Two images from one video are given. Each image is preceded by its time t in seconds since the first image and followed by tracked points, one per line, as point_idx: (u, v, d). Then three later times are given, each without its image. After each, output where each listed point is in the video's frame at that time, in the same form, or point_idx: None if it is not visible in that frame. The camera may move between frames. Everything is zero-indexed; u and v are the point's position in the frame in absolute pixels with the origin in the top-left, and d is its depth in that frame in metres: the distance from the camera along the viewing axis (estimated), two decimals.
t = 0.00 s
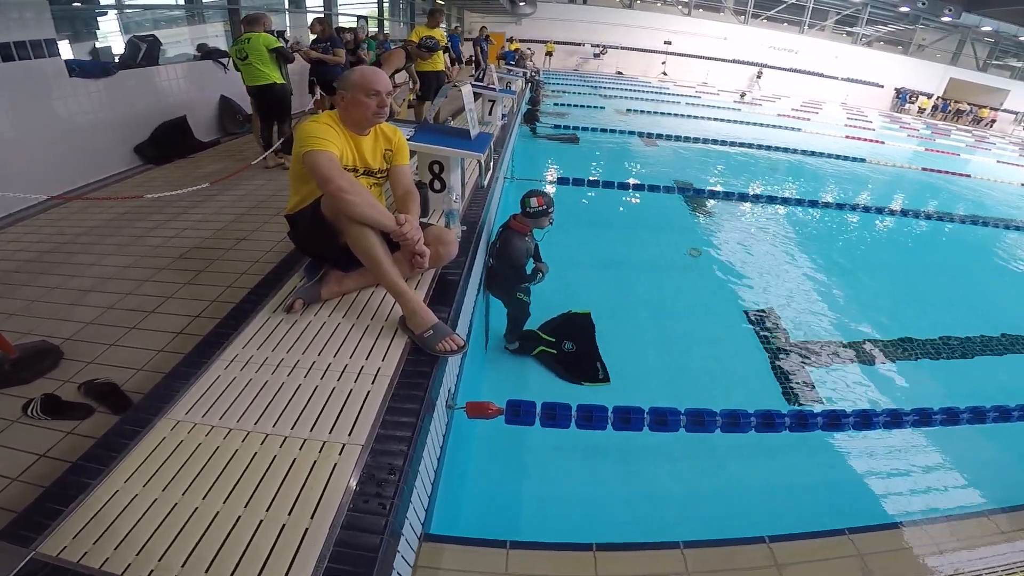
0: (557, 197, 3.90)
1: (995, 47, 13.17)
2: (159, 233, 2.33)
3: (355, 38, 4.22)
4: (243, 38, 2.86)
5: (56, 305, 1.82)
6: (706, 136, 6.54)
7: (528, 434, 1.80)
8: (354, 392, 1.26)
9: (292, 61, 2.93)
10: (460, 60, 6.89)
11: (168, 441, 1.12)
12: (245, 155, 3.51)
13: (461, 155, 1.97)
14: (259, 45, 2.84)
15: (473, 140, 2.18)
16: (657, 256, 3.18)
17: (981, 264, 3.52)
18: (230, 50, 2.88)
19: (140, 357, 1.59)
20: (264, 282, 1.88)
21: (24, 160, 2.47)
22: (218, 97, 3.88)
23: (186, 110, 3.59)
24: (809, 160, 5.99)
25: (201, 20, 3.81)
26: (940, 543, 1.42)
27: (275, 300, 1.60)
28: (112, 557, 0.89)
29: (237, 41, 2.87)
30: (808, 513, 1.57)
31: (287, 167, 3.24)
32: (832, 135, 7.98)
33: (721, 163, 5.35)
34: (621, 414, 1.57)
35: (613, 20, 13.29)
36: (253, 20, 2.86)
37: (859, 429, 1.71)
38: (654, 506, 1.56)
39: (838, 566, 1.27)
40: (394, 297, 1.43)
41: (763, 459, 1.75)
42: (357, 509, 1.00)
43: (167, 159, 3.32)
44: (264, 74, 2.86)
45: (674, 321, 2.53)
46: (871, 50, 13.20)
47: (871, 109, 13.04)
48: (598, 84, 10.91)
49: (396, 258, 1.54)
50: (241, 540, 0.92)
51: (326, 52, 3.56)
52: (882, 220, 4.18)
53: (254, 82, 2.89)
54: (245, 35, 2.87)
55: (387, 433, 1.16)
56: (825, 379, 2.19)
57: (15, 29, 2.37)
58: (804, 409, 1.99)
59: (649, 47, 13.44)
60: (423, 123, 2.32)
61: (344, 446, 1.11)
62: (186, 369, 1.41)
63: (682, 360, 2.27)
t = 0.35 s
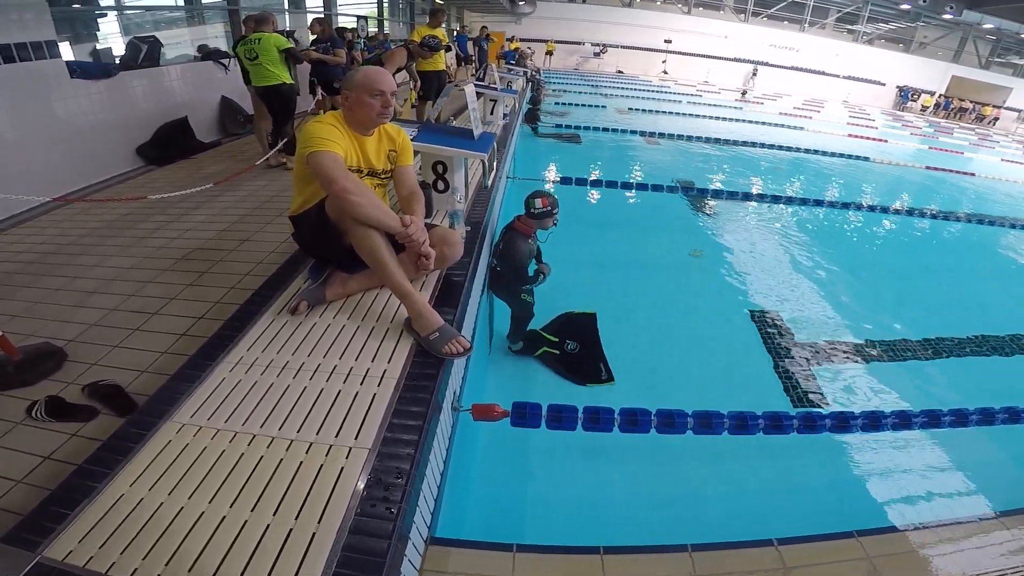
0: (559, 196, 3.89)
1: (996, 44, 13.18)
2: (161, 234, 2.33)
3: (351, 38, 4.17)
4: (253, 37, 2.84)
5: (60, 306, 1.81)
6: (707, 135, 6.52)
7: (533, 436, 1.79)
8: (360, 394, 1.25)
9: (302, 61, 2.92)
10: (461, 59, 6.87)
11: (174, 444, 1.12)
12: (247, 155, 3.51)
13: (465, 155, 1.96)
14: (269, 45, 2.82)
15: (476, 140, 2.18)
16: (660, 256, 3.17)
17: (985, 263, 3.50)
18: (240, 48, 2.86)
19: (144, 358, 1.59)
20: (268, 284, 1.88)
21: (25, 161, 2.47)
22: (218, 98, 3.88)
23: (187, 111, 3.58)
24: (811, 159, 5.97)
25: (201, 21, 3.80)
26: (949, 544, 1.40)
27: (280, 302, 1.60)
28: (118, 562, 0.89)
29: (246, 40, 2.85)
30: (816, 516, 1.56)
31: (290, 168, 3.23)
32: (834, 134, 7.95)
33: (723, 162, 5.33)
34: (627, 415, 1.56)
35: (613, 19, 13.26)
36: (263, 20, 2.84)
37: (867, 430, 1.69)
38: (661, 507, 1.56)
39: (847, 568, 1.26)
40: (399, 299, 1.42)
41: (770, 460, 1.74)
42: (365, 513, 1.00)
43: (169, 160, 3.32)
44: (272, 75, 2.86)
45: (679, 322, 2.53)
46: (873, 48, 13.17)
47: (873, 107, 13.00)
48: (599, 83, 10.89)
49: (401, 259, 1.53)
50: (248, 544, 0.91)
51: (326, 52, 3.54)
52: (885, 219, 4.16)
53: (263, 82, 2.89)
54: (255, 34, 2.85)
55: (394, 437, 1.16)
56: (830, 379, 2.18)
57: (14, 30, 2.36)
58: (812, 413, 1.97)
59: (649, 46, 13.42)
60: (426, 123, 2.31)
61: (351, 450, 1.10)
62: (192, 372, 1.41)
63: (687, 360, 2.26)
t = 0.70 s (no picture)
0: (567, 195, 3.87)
1: (1013, 46, 12.77)
2: (166, 231, 2.32)
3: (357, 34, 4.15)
4: (261, 33, 2.83)
5: (64, 304, 1.81)
6: (716, 135, 6.46)
7: (539, 437, 1.78)
8: (366, 395, 1.23)
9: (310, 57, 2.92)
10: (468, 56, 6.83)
11: (178, 445, 1.10)
12: (253, 151, 3.50)
13: (472, 151, 1.93)
14: (278, 41, 2.81)
15: (484, 137, 2.15)
16: (667, 255, 3.13)
17: (998, 267, 3.45)
18: (248, 45, 2.85)
19: (148, 356, 1.58)
20: (273, 282, 1.87)
21: (30, 157, 2.47)
22: (224, 94, 3.87)
23: (193, 107, 3.58)
24: (821, 160, 5.90)
25: (207, 18, 3.77)
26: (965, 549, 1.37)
27: (285, 300, 1.58)
28: (123, 565, 0.88)
29: (256, 36, 2.82)
30: (827, 522, 1.54)
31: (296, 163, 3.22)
32: (844, 135, 7.85)
33: (732, 162, 5.28)
34: (637, 417, 1.54)
35: (622, 18, 13.19)
36: (272, 15, 2.81)
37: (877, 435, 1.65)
38: (669, 510, 1.53)
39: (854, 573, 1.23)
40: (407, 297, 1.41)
41: (780, 464, 1.72)
42: (372, 516, 0.99)
43: (175, 156, 3.32)
44: (281, 70, 2.84)
45: (686, 322, 2.50)
46: (884, 48, 13.02)
47: (884, 107, 12.86)
48: (607, 82, 10.82)
49: (408, 257, 1.52)
50: (253, 549, 0.90)
51: (332, 48, 3.51)
52: (895, 221, 4.11)
53: (271, 77, 2.86)
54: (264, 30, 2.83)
55: (400, 439, 1.14)
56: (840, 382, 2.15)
57: (19, 27, 2.36)
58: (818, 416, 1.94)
59: (658, 44, 13.33)
60: (433, 120, 2.29)
61: (357, 452, 1.09)
62: (195, 371, 1.39)
63: (695, 361, 2.23)
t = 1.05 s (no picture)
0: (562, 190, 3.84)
1: (994, 35, 12.87)
2: (158, 238, 2.27)
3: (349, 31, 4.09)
4: (247, 34, 2.76)
5: (57, 317, 1.76)
6: (708, 126, 6.45)
7: (545, 438, 1.76)
8: (370, 404, 1.21)
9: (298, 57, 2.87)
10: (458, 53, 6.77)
11: (183, 463, 1.07)
12: (243, 153, 3.44)
13: (468, 150, 1.90)
14: (265, 43, 2.74)
15: (478, 135, 2.12)
16: (664, 248, 3.11)
17: (993, 251, 3.46)
18: (235, 45, 2.79)
19: (146, 369, 1.54)
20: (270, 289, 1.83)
21: (14, 165, 2.41)
22: (212, 96, 3.81)
23: (180, 110, 3.52)
24: (813, 149, 5.90)
25: (191, 18, 3.67)
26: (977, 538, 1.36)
27: (282, 309, 1.55)
28: None
29: (241, 37, 2.77)
30: (840, 512, 1.52)
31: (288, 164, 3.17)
32: (834, 124, 7.87)
33: (725, 153, 5.27)
34: (643, 414, 1.52)
35: (611, 12, 13.17)
36: (259, 15, 2.75)
37: (885, 423, 1.67)
38: (681, 507, 1.52)
39: (872, 564, 1.23)
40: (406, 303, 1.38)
41: (789, 457, 1.70)
42: (384, 529, 0.96)
43: (164, 161, 3.26)
44: (270, 70, 2.79)
45: (687, 315, 2.48)
46: (871, 37, 13.06)
47: (872, 95, 12.91)
48: (597, 75, 10.77)
49: (407, 261, 1.48)
50: (268, 567, 0.88)
51: (321, 46, 3.47)
52: (889, 208, 4.11)
53: (260, 78, 2.81)
54: (250, 31, 2.76)
55: (408, 448, 1.12)
56: (843, 370, 2.14)
57: None
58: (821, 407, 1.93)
59: (647, 37, 13.31)
60: (426, 119, 2.25)
61: (365, 464, 1.06)
62: (194, 384, 1.36)
63: (698, 354, 2.21)
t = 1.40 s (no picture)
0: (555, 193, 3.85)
1: (976, 30, 13.17)
2: (150, 243, 2.26)
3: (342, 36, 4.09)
4: (238, 39, 2.75)
5: (47, 323, 1.75)
6: (699, 125, 6.49)
7: (539, 442, 1.76)
8: (361, 412, 1.20)
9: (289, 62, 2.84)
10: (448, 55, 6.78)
11: (174, 469, 1.07)
12: (234, 158, 3.42)
13: (458, 157, 1.90)
14: (255, 47, 2.73)
15: (469, 140, 2.12)
16: (656, 250, 3.13)
17: (981, 246, 3.49)
18: (227, 51, 2.79)
19: (138, 376, 1.53)
20: (263, 297, 1.83)
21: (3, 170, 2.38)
22: (204, 101, 3.78)
23: (172, 114, 3.49)
24: (802, 147, 5.95)
25: (183, 21, 3.67)
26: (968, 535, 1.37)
27: (273, 317, 1.54)
28: None
29: (234, 43, 2.77)
30: (830, 512, 1.54)
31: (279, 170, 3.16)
32: (823, 121, 7.93)
33: (716, 152, 5.30)
34: (635, 421, 1.55)
35: (600, 12, 13.22)
36: (249, 20, 2.74)
37: (876, 425, 1.68)
38: (674, 510, 1.52)
39: (861, 567, 1.22)
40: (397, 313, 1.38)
41: (780, 457, 1.72)
42: (374, 536, 0.96)
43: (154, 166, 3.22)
44: (260, 76, 2.77)
45: (679, 316, 2.49)
46: (858, 34, 13.18)
47: (860, 92, 13.02)
48: (588, 75, 10.81)
49: (397, 270, 1.48)
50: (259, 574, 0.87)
51: (313, 50, 3.46)
52: (878, 205, 4.14)
53: (250, 84, 2.79)
54: (240, 36, 2.75)
55: (399, 456, 1.12)
56: (834, 369, 2.15)
57: None
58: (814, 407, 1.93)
59: (637, 37, 13.37)
60: (416, 125, 2.25)
61: (355, 471, 1.06)
62: (185, 394, 1.35)
63: (692, 355, 2.22)
